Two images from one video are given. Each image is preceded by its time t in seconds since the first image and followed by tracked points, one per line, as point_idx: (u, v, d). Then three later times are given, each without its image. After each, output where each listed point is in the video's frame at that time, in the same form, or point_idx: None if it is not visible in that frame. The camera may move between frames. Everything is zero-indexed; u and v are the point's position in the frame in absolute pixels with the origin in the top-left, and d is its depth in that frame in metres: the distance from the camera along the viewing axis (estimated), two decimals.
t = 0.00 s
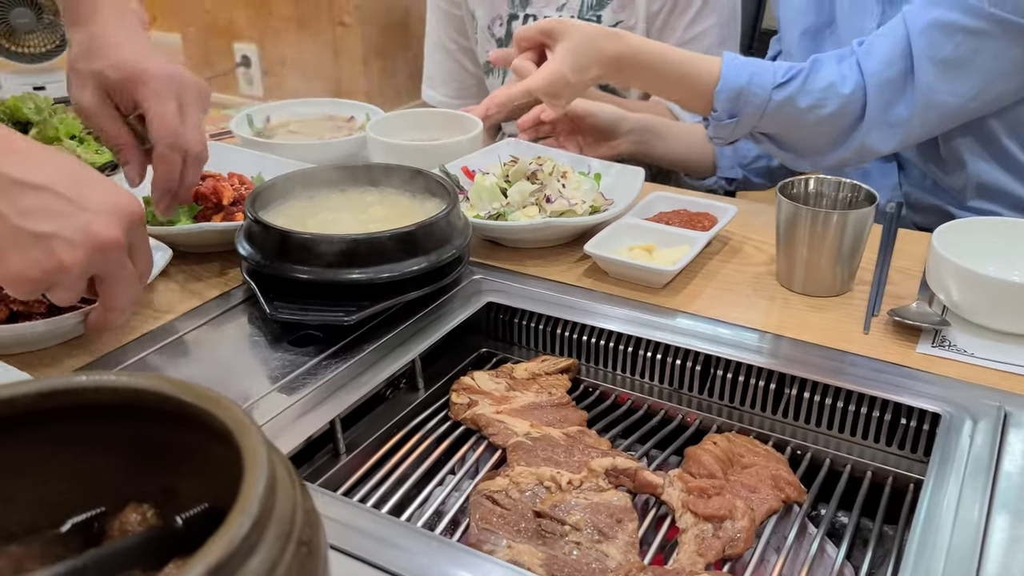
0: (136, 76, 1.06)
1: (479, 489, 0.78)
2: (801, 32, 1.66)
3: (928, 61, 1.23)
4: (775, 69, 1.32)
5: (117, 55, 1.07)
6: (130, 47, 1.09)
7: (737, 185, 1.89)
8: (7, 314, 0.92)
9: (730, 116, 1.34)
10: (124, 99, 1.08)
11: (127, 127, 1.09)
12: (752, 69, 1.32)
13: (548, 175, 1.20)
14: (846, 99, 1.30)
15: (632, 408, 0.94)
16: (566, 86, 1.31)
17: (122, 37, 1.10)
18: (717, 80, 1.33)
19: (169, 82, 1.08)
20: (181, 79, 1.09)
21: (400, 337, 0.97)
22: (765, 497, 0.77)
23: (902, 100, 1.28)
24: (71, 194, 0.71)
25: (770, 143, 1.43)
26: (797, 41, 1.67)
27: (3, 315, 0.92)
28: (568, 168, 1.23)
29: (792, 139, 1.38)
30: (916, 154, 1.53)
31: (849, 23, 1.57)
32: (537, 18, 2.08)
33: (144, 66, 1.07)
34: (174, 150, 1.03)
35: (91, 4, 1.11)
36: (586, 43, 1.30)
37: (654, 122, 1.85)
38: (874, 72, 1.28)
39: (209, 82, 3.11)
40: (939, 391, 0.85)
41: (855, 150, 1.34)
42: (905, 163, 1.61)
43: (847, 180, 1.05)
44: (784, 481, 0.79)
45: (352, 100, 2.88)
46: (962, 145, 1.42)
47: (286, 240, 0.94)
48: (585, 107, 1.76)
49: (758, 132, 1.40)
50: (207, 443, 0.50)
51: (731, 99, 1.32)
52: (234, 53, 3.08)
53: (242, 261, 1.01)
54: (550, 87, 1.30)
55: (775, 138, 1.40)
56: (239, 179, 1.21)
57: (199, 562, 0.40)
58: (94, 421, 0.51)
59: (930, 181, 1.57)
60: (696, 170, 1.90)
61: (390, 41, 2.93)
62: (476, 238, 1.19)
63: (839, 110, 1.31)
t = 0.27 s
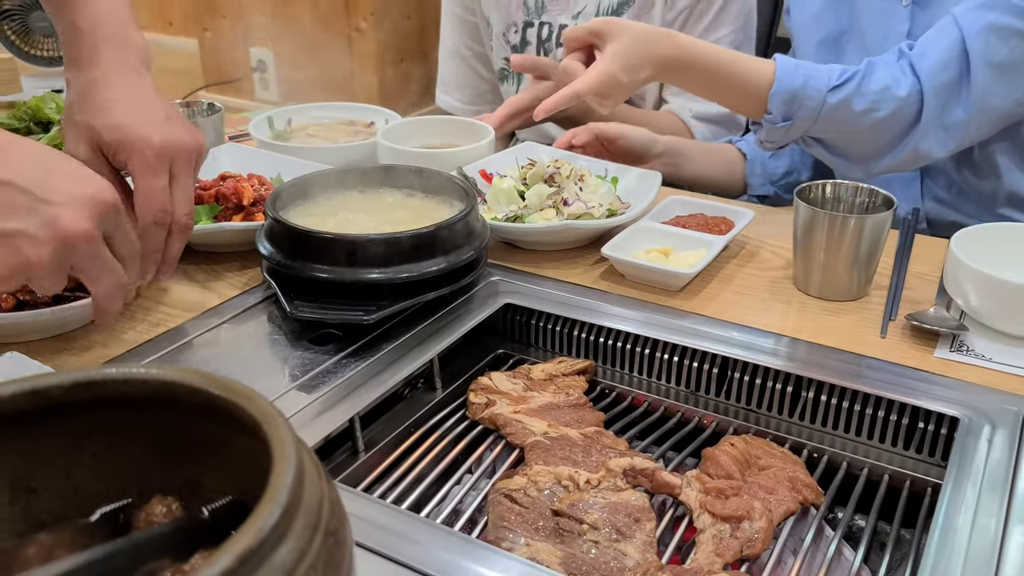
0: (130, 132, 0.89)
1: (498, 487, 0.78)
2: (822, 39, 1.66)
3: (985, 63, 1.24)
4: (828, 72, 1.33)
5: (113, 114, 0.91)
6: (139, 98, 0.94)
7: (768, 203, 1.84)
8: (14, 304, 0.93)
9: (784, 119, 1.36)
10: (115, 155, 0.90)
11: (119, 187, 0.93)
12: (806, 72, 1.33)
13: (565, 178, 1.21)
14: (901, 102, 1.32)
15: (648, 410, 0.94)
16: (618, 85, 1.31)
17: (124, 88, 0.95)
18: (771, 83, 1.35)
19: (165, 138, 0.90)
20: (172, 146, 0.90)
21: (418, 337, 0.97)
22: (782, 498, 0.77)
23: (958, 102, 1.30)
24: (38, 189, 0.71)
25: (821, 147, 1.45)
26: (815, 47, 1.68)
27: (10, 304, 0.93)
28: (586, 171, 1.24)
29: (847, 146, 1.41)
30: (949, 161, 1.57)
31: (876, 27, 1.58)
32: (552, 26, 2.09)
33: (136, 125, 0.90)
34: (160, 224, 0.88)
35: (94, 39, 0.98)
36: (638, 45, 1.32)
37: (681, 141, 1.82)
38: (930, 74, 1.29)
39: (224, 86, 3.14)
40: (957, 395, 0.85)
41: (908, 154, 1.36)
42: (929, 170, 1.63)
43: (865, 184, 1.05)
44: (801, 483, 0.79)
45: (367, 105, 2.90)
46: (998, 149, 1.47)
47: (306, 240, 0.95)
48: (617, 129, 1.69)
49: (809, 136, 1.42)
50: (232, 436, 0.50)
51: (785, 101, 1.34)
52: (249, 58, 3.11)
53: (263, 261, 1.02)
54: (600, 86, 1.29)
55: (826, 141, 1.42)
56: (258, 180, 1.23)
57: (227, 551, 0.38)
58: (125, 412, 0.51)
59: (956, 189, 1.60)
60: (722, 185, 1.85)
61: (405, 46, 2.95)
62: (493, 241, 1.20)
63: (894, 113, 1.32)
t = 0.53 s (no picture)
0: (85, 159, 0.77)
1: (505, 492, 0.79)
2: (836, 42, 1.66)
3: (995, 70, 1.24)
4: (839, 73, 1.34)
5: (71, 128, 0.78)
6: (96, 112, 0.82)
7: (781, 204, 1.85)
8: (22, 306, 0.94)
9: (794, 118, 1.36)
10: (69, 175, 0.78)
11: (75, 211, 0.81)
12: (817, 72, 1.33)
13: (572, 184, 1.21)
14: (910, 105, 1.32)
15: (655, 415, 0.95)
16: (628, 80, 1.29)
17: (79, 104, 0.81)
18: (783, 82, 1.35)
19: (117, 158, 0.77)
20: (133, 164, 0.78)
21: (425, 342, 0.98)
22: (789, 504, 0.77)
23: (967, 108, 1.31)
24: None
25: (830, 148, 1.46)
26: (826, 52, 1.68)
27: (18, 307, 0.93)
28: (592, 177, 1.25)
29: (857, 147, 1.41)
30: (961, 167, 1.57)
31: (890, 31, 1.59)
32: (559, 36, 2.06)
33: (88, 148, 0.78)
34: (112, 248, 0.78)
35: (55, 56, 0.83)
36: (650, 39, 1.30)
37: (696, 142, 1.82)
38: (941, 78, 1.29)
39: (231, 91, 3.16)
40: (964, 401, 0.85)
41: (916, 158, 1.38)
42: (941, 174, 1.64)
43: (871, 191, 1.05)
44: (808, 488, 0.79)
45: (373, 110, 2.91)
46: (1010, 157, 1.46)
47: (314, 244, 0.95)
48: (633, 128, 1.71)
49: (818, 136, 1.42)
50: (242, 439, 0.50)
51: (796, 101, 1.34)
52: (256, 63, 3.13)
53: (271, 265, 1.02)
54: (610, 80, 1.27)
55: (835, 142, 1.43)
56: (267, 185, 1.24)
57: (237, 553, 0.39)
58: (134, 415, 0.51)
59: (966, 194, 1.61)
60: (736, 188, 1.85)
61: (411, 52, 2.96)
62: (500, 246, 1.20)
63: (903, 116, 1.33)
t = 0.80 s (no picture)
0: None
1: (510, 493, 0.79)
2: (851, 45, 1.68)
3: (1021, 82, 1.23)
4: (872, 80, 1.33)
5: None
6: None
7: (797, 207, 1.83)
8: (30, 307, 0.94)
9: (822, 122, 1.36)
10: None
11: None
12: (849, 78, 1.33)
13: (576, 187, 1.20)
14: (940, 119, 1.33)
15: (659, 417, 0.95)
16: (663, 72, 1.30)
17: None
18: (814, 85, 1.34)
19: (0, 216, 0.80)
20: (14, 231, 0.80)
21: (430, 344, 0.98)
22: (793, 505, 0.77)
23: (993, 123, 1.30)
24: None
25: (857, 153, 1.46)
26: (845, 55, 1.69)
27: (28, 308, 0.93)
28: (597, 179, 1.24)
29: (889, 160, 1.43)
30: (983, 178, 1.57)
31: (906, 34, 1.59)
32: (564, 41, 2.04)
33: None
34: None
35: None
36: (689, 31, 1.30)
37: (714, 142, 1.82)
38: (967, 91, 1.29)
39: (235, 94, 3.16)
40: (969, 404, 0.85)
41: (942, 170, 1.38)
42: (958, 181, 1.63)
43: (875, 194, 1.05)
44: (812, 491, 0.80)
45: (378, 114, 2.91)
46: None
47: (320, 246, 0.96)
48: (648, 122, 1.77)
49: (845, 142, 1.42)
50: (248, 439, 0.51)
51: (825, 105, 1.34)
52: (261, 67, 3.14)
53: (277, 267, 1.03)
54: (646, 72, 1.29)
55: (861, 149, 1.43)
56: (272, 187, 1.24)
57: (244, 552, 0.39)
58: (141, 415, 0.51)
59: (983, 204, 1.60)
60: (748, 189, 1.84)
61: (417, 56, 2.96)
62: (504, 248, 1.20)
63: (932, 130, 1.33)
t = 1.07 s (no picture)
0: None
1: (516, 495, 0.78)
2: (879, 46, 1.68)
3: None
4: (953, 99, 1.43)
5: None
6: None
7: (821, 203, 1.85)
8: (36, 308, 0.94)
9: (896, 130, 1.47)
10: None
11: None
12: (932, 91, 1.43)
13: (584, 188, 1.21)
14: (1015, 152, 1.43)
15: (666, 419, 0.95)
16: (748, 43, 1.38)
17: None
18: (895, 93, 1.44)
19: None
20: None
21: (437, 346, 0.98)
22: (801, 508, 0.77)
23: None
24: None
25: (926, 168, 1.57)
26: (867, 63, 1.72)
27: (33, 309, 0.93)
28: (603, 180, 1.24)
29: (977, 190, 1.54)
30: None
31: (941, 37, 1.61)
32: (572, 42, 2.03)
33: None
34: None
35: None
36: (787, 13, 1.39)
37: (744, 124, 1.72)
38: None
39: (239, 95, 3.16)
40: (978, 407, 0.85)
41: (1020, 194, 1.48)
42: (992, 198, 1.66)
43: (885, 196, 1.05)
44: (821, 494, 0.79)
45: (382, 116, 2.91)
46: None
47: (327, 248, 0.96)
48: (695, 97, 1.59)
49: (916, 153, 1.52)
50: (256, 440, 0.50)
51: (900, 113, 1.44)
52: (265, 68, 3.13)
53: (282, 268, 1.03)
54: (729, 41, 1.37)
55: (932, 166, 1.54)
56: (278, 187, 1.24)
57: (253, 554, 0.39)
58: (145, 417, 0.51)
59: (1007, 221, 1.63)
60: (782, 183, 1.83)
61: (422, 56, 2.96)
62: (511, 249, 1.20)
63: (1004, 162, 1.44)
